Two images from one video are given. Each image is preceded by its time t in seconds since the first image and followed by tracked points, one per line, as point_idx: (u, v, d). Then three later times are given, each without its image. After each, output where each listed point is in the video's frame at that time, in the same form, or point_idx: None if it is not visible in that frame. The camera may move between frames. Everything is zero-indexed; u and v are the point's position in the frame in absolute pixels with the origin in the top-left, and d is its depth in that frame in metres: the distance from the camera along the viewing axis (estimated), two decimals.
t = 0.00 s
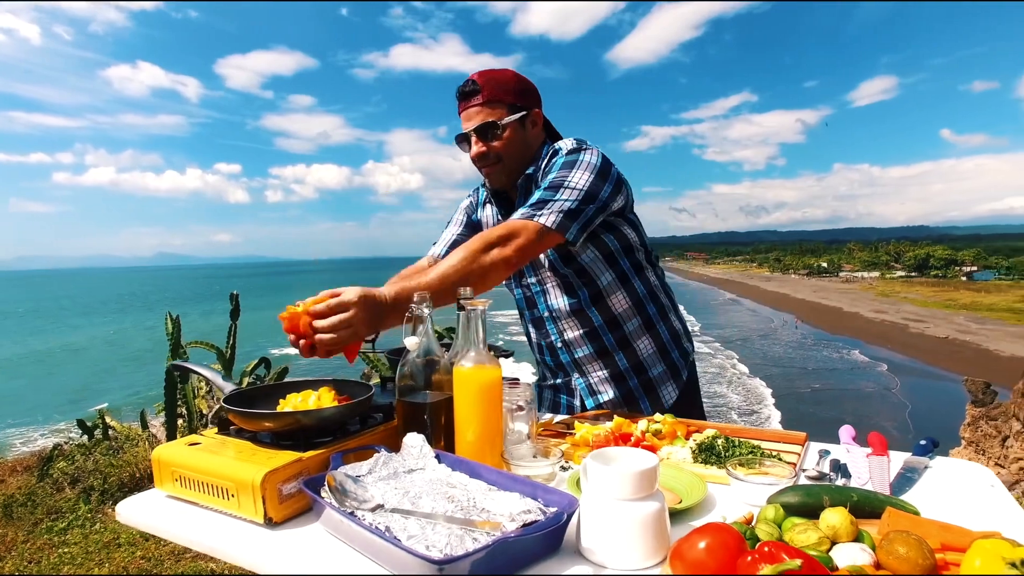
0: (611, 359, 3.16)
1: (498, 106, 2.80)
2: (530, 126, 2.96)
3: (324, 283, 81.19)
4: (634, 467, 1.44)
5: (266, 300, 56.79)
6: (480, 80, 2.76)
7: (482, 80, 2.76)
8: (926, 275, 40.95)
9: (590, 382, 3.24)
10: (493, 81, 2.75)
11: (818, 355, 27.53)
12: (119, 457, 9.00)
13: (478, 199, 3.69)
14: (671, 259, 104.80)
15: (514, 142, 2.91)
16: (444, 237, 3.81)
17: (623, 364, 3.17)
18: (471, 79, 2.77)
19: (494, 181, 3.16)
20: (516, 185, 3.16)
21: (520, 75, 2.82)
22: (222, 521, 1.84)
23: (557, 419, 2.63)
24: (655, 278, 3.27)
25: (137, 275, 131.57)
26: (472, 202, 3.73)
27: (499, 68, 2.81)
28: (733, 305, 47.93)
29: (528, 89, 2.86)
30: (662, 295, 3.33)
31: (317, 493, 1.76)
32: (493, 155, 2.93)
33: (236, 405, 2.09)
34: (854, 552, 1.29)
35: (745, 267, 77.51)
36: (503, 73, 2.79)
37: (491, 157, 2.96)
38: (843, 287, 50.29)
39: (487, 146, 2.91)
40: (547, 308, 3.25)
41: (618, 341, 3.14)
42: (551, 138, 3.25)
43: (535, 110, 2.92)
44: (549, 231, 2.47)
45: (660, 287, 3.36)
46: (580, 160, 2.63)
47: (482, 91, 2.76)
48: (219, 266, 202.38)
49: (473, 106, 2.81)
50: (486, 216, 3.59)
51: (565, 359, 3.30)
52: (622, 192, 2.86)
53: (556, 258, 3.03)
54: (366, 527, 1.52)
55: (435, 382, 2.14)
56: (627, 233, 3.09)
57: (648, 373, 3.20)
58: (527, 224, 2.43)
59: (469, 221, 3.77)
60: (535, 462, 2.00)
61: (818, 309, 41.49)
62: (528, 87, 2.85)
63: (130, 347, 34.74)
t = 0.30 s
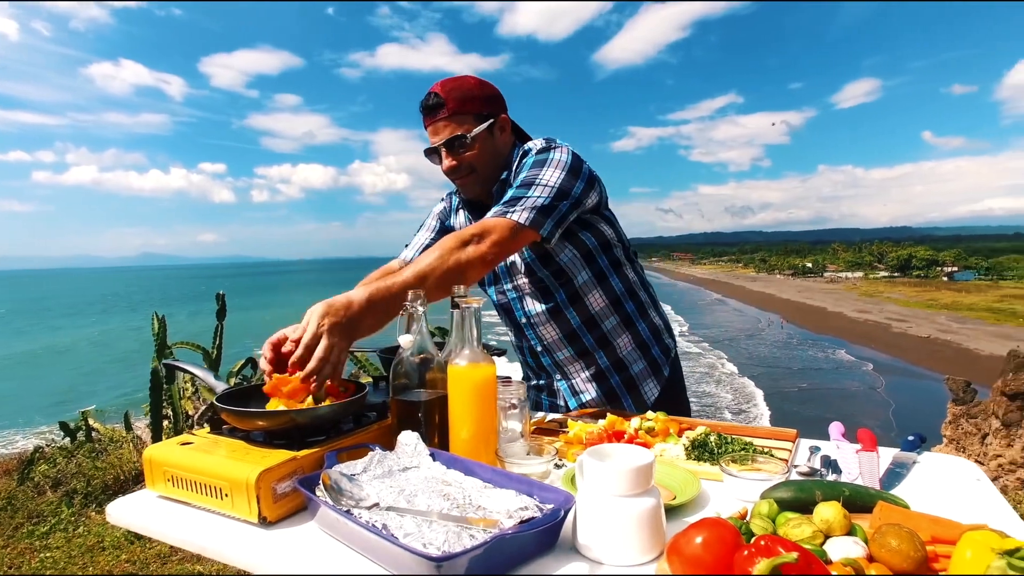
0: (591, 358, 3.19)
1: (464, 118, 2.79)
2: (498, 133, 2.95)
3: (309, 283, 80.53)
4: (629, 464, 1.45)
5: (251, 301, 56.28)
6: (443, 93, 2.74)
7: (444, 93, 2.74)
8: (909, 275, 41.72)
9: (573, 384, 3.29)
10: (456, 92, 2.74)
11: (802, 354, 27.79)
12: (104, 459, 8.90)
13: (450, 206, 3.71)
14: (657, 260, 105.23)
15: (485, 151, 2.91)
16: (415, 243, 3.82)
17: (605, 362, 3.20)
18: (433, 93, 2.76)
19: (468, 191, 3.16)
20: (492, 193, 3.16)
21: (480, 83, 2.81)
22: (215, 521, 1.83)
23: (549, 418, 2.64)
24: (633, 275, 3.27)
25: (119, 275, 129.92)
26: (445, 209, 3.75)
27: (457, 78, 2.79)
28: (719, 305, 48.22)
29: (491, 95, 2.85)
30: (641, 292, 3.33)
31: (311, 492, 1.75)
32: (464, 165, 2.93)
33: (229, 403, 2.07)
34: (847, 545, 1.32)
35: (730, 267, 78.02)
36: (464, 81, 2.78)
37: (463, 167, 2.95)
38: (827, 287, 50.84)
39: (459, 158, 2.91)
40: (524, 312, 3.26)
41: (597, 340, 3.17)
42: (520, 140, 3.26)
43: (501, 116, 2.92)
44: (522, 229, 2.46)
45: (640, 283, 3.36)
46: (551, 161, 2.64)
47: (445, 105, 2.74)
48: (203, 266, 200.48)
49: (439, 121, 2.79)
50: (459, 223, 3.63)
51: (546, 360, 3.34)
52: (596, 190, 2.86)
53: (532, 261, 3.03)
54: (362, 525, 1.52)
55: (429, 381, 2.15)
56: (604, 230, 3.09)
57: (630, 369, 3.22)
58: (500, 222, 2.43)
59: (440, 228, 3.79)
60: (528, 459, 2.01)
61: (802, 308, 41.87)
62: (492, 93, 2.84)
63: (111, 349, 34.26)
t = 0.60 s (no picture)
0: (595, 362, 3.18)
1: (498, 122, 2.59)
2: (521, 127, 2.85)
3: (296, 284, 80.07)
4: (605, 464, 1.45)
5: (238, 301, 55.90)
6: (474, 99, 2.48)
7: (475, 99, 2.48)
8: (893, 275, 42.23)
9: (572, 387, 3.27)
10: (484, 94, 2.50)
11: (789, 354, 28.03)
12: (86, 462, 8.80)
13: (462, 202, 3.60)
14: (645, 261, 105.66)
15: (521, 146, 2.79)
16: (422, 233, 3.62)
17: (606, 368, 3.19)
18: (462, 102, 2.49)
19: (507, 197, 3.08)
20: (528, 191, 3.08)
21: (500, 82, 2.61)
22: (190, 524, 1.81)
23: (532, 418, 2.64)
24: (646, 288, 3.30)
25: (104, 276, 128.53)
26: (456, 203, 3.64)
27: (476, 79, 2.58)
28: (707, 305, 48.51)
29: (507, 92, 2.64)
30: (648, 305, 3.37)
31: (288, 495, 1.74)
32: (501, 167, 2.77)
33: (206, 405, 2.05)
34: (820, 545, 1.33)
35: (717, 268, 78.52)
36: (489, 83, 2.56)
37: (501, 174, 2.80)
38: (813, 287, 51.33)
39: (498, 165, 2.72)
40: (536, 312, 3.23)
41: (601, 346, 3.16)
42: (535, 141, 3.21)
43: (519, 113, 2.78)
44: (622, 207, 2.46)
45: (647, 297, 3.40)
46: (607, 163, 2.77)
47: (479, 109, 2.50)
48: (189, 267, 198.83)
49: (474, 130, 2.54)
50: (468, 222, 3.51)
51: (548, 361, 3.30)
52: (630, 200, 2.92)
53: (559, 261, 3.05)
54: (337, 528, 1.51)
55: (408, 382, 2.14)
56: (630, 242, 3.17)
57: (632, 378, 3.20)
58: (608, 199, 2.41)
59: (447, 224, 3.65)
60: (507, 461, 2.00)
61: (788, 308, 42.24)
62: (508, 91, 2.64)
63: (95, 350, 33.88)
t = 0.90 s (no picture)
0: (608, 370, 3.20)
1: (566, 117, 2.65)
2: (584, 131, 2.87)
3: (289, 284, 79.82)
4: (575, 466, 1.45)
5: (231, 301, 55.68)
6: (548, 91, 2.57)
7: (548, 90, 2.57)
8: (885, 275, 42.44)
9: (581, 390, 3.26)
10: (558, 87, 2.59)
11: (782, 354, 28.14)
12: (74, 463, 8.75)
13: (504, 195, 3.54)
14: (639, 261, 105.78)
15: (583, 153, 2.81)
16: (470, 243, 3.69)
17: (616, 377, 3.21)
18: (536, 90, 2.57)
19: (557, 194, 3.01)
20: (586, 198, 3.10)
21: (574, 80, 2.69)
22: (162, 526, 1.80)
23: (513, 419, 2.63)
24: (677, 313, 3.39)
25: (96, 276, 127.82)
26: (497, 197, 3.58)
27: (551, 71, 2.64)
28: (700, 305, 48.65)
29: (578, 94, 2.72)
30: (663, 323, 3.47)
31: (260, 497, 1.73)
32: (562, 164, 2.77)
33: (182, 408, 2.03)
34: (786, 547, 1.33)
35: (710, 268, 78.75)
36: (564, 78, 2.63)
37: (563, 172, 2.81)
38: (806, 287, 51.53)
39: (558, 161, 2.74)
40: (565, 313, 3.21)
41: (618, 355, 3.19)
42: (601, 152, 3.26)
43: (587, 113, 2.82)
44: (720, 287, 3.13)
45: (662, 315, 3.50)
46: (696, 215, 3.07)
47: (554, 102, 2.58)
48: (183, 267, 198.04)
49: (546, 121, 2.61)
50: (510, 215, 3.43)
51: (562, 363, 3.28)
52: (686, 231, 3.03)
53: (610, 273, 3.12)
54: (307, 530, 1.50)
55: (385, 384, 2.13)
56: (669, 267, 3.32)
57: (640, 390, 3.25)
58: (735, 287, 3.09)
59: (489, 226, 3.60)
60: (483, 462, 1.99)
61: (782, 309, 42.37)
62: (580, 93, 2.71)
63: (86, 351, 33.69)
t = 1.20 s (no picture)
0: (622, 368, 3.32)
1: (596, 134, 2.66)
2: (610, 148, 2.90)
3: (289, 284, 79.83)
4: (545, 463, 1.46)
5: (231, 301, 55.72)
6: (580, 105, 2.58)
7: (581, 104, 2.59)
8: (885, 275, 42.41)
9: (595, 387, 3.34)
10: (591, 102, 2.61)
11: (781, 354, 28.14)
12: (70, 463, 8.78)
13: (525, 214, 3.32)
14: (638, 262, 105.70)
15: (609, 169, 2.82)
16: (497, 263, 3.34)
17: (628, 375, 3.35)
18: (568, 104, 2.59)
19: (581, 208, 3.03)
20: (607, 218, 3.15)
21: (603, 95, 2.72)
22: (142, 523, 1.81)
23: (495, 419, 2.65)
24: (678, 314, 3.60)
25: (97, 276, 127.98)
26: (516, 217, 3.33)
27: (583, 85, 2.66)
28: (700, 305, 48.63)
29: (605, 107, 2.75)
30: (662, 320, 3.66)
31: (237, 494, 1.74)
32: (587, 180, 2.78)
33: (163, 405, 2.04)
34: (749, 543, 1.34)
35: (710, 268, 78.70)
36: (594, 92, 2.65)
37: (588, 186, 2.82)
38: (806, 287, 51.49)
39: (584, 176, 2.75)
40: (589, 323, 3.26)
41: (632, 355, 3.34)
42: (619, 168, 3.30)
43: (614, 130, 2.85)
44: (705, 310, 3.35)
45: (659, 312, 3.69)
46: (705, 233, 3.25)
47: (583, 117, 2.59)
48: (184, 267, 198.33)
49: (571, 136, 2.63)
50: (539, 232, 3.29)
51: (580, 364, 3.34)
52: (697, 247, 3.21)
53: (635, 285, 3.21)
54: (280, 526, 1.52)
55: (365, 382, 2.15)
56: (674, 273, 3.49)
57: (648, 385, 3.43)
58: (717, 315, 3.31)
59: (516, 240, 3.33)
60: (462, 461, 2.01)
61: (782, 309, 42.32)
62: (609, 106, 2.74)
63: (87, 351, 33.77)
